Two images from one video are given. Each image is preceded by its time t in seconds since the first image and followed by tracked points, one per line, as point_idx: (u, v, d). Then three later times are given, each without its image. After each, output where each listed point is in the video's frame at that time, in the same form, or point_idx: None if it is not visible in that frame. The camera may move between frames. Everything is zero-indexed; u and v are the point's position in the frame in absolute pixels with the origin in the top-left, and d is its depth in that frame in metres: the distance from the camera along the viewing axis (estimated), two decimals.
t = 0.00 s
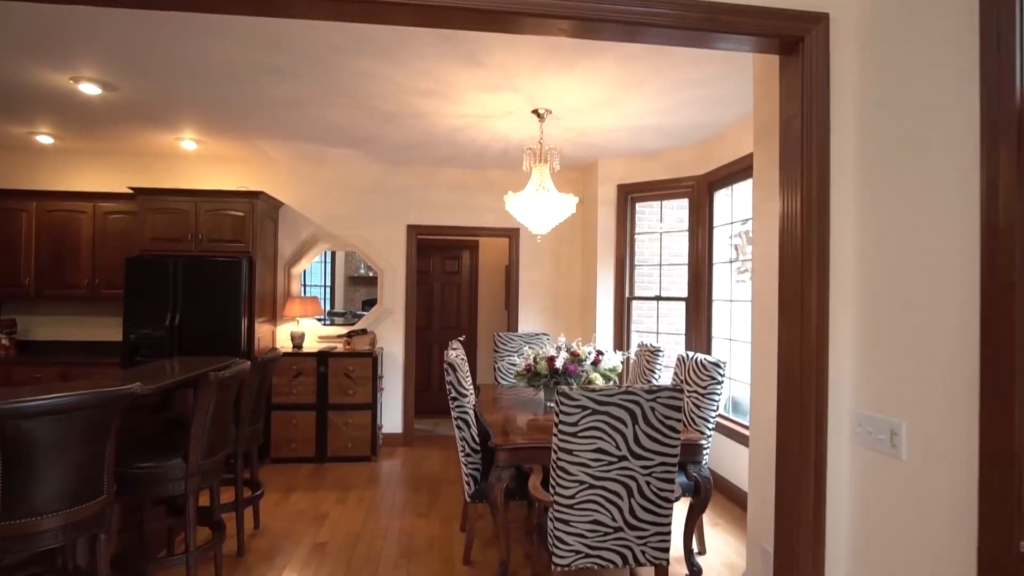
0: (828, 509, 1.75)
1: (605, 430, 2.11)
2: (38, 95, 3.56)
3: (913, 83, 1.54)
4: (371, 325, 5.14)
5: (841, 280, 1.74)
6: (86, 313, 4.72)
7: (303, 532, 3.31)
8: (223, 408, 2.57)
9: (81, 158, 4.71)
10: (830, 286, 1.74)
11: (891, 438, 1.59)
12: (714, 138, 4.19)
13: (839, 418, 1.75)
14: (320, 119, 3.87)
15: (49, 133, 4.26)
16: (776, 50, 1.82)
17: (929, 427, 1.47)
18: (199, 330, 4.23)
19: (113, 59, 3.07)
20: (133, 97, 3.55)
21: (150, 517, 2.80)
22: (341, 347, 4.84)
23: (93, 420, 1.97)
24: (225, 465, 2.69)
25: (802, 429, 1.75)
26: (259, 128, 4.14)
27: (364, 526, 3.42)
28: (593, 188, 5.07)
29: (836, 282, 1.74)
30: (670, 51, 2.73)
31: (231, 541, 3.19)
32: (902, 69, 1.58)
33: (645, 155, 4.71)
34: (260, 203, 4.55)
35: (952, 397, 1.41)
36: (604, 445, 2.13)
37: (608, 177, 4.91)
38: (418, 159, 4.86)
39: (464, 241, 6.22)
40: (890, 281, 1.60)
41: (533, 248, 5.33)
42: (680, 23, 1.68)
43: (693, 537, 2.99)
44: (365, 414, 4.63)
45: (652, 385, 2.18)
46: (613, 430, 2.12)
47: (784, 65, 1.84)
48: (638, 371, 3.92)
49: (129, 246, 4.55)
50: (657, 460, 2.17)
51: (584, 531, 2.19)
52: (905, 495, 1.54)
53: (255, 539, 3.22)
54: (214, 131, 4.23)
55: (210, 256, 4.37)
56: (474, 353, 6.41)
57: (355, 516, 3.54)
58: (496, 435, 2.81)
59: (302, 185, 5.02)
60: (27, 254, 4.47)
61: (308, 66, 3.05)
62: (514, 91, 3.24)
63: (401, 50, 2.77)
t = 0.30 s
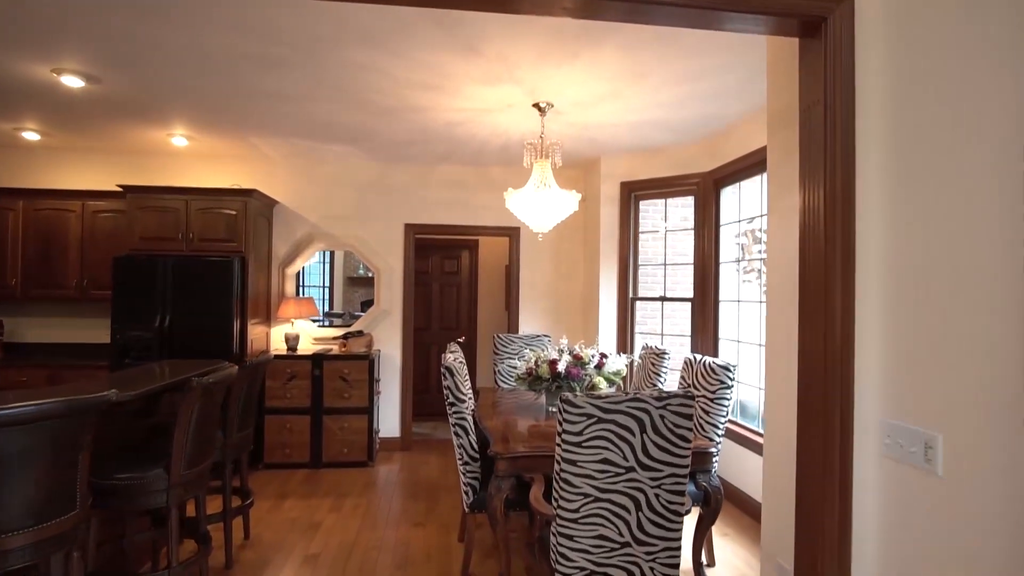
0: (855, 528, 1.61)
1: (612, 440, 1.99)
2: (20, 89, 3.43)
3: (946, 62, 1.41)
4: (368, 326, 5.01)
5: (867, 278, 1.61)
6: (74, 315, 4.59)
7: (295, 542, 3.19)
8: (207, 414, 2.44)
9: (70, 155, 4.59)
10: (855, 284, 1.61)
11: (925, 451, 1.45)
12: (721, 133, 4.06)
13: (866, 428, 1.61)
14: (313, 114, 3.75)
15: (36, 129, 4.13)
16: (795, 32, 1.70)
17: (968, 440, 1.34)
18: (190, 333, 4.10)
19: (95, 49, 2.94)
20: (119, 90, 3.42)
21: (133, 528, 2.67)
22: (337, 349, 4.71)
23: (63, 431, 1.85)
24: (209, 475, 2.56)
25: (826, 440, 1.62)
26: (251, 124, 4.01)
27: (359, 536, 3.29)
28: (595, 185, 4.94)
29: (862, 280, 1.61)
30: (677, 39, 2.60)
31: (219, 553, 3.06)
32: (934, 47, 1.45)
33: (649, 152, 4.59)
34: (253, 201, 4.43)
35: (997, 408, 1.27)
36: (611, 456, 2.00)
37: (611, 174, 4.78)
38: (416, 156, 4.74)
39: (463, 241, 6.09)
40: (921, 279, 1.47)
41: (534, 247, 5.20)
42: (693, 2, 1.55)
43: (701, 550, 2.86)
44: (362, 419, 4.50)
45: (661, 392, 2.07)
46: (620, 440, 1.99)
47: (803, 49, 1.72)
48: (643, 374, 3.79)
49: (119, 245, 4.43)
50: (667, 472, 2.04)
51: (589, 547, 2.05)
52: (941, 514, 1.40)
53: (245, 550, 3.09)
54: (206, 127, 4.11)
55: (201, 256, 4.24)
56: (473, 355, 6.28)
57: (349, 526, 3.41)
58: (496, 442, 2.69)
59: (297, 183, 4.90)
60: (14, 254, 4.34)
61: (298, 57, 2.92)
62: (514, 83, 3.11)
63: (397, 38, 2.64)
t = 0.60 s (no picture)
0: (881, 549, 1.48)
1: (617, 451, 1.85)
2: None
3: (991, 37, 1.27)
4: (363, 327, 4.87)
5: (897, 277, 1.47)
6: (59, 316, 4.45)
7: (284, 553, 3.05)
8: (186, 422, 2.30)
9: (55, 151, 4.46)
10: (884, 284, 1.48)
11: (964, 468, 1.31)
12: (727, 128, 3.93)
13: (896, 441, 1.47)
14: (304, 107, 3.61)
15: (18, 124, 3.99)
16: (817, 10, 1.56)
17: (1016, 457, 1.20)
18: (177, 334, 3.96)
19: (71, 37, 2.79)
20: (99, 81, 3.28)
21: (109, 541, 2.53)
22: (331, 351, 4.56)
23: (23, 444, 1.71)
24: (188, 484, 2.42)
25: (850, 455, 1.48)
26: (240, 118, 3.87)
27: (350, 546, 3.15)
28: (596, 182, 4.80)
29: (891, 279, 1.48)
30: (684, 25, 2.46)
31: (203, 566, 2.91)
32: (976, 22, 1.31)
33: (652, 147, 4.45)
34: (243, 199, 4.28)
35: None
36: (615, 469, 1.86)
37: (613, 171, 4.64)
38: (412, 152, 4.60)
39: (461, 239, 5.95)
40: (960, 278, 1.33)
41: (533, 246, 5.06)
42: None
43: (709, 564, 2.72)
44: (356, 423, 4.37)
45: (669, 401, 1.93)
46: (625, 452, 1.86)
47: (826, 28, 1.58)
48: (646, 378, 3.65)
49: (105, 244, 4.29)
50: (675, 486, 1.91)
51: (592, 566, 1.91)
52: (983, 538, 1.27)
53: (230, 563, 2.94)
54: (193, 121, 3.97)
55: (190, 255, 4.10)
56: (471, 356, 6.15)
57: (340, 536, 3.27)
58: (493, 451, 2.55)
59: (289, 180, 4.76)
60: None
61: (285, 46, 2.78)
62: (513, 73, 2.97)
63: (388, 24, 2.50)
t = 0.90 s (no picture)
0: None
1: (624, 464, 1.73)
2: None
3: None
4: (359, 329, 4.74)
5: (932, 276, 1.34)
6: (47, 317, 4.33)
7: (273, 566, 2.92)
8: (167, 430, 2.17)
9: (43, 148, 4.34)
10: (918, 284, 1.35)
11: (1011, 489, 1.18)
12: (735, 123, 3.80)
13: (932, 458, 1.34)
14: (297, 102, 3.48)
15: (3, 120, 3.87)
16: None
17: None
18: (166, 336, 3.84)
19: (50, 27, 2.67)
20: (83, 74, 3.16)
21: (88, 554, 2.41)
22: (325, 354, 4.41)
23: None
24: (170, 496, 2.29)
25: (881, 472, 1.36)
26: (232, 112, 3.75)
27: (343, 558, 3.02)
28: (599, 180, 4.68)
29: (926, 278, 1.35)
30: (695, 11, 2.34)
31: None
32: None
33: (656, 144, 4.33)
34: (235, 197, 4.15)
35: None
36: (622, 483, 1.74)
37: (616, 168, 4.52)
38: (409, 149, 4.47)
39: (460, 239, 5.83)
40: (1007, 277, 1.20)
41: (534, 246, 4.93)
42: None
43: None
44: (351, 427, 4.24)
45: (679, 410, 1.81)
46: (633, 465, 1.73)
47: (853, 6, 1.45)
48: (651, 382, 3.52)
49: (93, 243, 4.16)
50: (687, 501, 1.78)
51: None
52: None
53: None
54: (183, 117, 3.85)
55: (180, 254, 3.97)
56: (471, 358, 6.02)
57: (332, 547, 3.14)
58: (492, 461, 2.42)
59: (284, 177, 4.64)
60: None
61: (274, 35, 2.66)
62: (514, 64, 2.84)
63: (380, 11, 2.37)
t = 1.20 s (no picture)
0: None
1: (633, 477, 1.63)
2: None
3: None
4: (357, 331, 4.65)
5: (971, 275, 1.23)
6: (39, 319, 4.23)
7: None
8: (152, 439, 2.07)
9: (35, 146, 4.26)
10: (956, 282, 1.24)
11: None
12: (742, 120, 3.71)
13: (968, 474, 1.23)
14: (292, 97, 3.39)
15: None
16: None
17: None
18: (159, 339, 3.74)
19: (33, 18, 2.57)
20: (71, 68, 3.06)
21: (73, 566, 2.32)
22: (322, 357, 4.32)
23: None
24: (156, 507, 2.19)
25: (912, 490, 1.25)
26: (227, 110, 3.65)
27: (338, 569, 2.92)
28: (603, 179, 4.58)
29: (964, 277, 1.24)
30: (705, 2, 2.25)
31: None
32: None
33: (661, 142, 4.23)
34: (231, 196, 4.06)
35: None
36: (631, 497, 1.64)
37: (620, 167, 4.42)
38: (408, 147, 4.38)
39: (461, 240, 5.73)
40: None
41: (536, 246, 4.84)
42: None
43: None
44: (349, 432, 4.14)
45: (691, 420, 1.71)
46: (643, 478, 1.63)
47: None
48: (656, 387, 3.42)
49: (85, 243, 4.07)
50: (699, 516, 1.68)
51: None
52: None
53: None
54: (177, 114, 3.75)
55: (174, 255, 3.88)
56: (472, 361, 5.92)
57: (328, 557, 3.04)
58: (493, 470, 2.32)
59: (281, 177, 4.55)
60: None
61: (267, 27, 2.56)
62: (516, 58, 2.75)
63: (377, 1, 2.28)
